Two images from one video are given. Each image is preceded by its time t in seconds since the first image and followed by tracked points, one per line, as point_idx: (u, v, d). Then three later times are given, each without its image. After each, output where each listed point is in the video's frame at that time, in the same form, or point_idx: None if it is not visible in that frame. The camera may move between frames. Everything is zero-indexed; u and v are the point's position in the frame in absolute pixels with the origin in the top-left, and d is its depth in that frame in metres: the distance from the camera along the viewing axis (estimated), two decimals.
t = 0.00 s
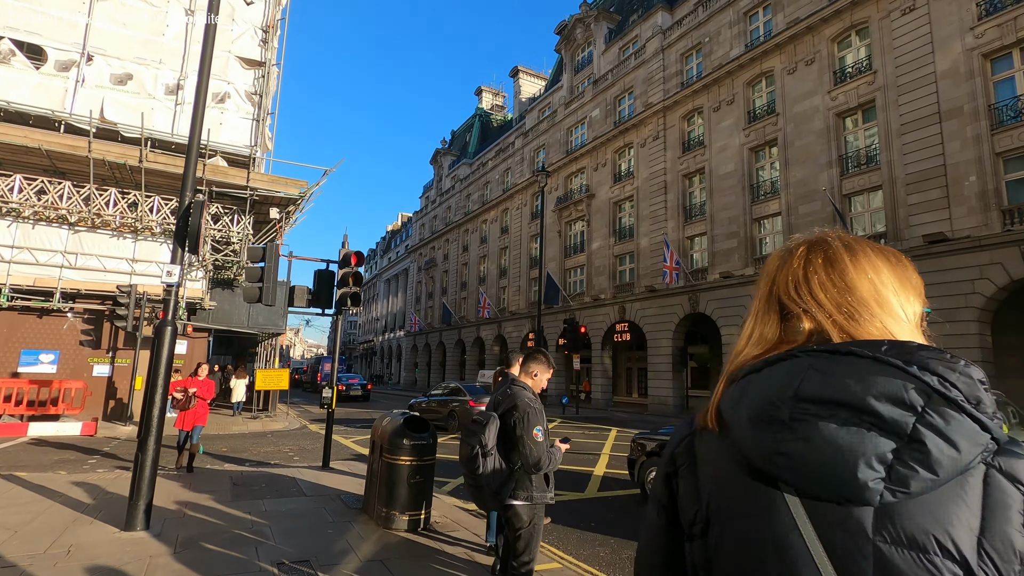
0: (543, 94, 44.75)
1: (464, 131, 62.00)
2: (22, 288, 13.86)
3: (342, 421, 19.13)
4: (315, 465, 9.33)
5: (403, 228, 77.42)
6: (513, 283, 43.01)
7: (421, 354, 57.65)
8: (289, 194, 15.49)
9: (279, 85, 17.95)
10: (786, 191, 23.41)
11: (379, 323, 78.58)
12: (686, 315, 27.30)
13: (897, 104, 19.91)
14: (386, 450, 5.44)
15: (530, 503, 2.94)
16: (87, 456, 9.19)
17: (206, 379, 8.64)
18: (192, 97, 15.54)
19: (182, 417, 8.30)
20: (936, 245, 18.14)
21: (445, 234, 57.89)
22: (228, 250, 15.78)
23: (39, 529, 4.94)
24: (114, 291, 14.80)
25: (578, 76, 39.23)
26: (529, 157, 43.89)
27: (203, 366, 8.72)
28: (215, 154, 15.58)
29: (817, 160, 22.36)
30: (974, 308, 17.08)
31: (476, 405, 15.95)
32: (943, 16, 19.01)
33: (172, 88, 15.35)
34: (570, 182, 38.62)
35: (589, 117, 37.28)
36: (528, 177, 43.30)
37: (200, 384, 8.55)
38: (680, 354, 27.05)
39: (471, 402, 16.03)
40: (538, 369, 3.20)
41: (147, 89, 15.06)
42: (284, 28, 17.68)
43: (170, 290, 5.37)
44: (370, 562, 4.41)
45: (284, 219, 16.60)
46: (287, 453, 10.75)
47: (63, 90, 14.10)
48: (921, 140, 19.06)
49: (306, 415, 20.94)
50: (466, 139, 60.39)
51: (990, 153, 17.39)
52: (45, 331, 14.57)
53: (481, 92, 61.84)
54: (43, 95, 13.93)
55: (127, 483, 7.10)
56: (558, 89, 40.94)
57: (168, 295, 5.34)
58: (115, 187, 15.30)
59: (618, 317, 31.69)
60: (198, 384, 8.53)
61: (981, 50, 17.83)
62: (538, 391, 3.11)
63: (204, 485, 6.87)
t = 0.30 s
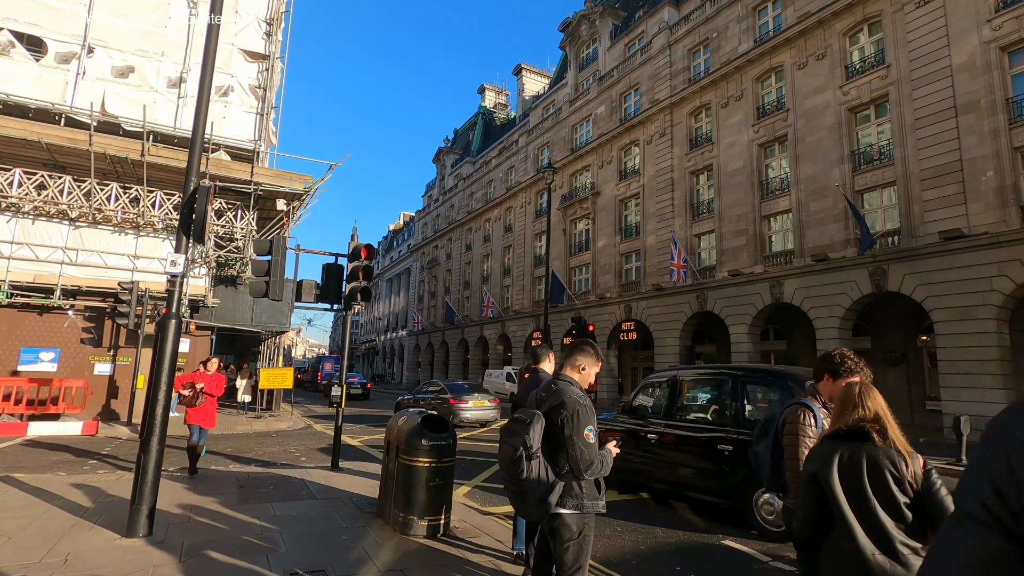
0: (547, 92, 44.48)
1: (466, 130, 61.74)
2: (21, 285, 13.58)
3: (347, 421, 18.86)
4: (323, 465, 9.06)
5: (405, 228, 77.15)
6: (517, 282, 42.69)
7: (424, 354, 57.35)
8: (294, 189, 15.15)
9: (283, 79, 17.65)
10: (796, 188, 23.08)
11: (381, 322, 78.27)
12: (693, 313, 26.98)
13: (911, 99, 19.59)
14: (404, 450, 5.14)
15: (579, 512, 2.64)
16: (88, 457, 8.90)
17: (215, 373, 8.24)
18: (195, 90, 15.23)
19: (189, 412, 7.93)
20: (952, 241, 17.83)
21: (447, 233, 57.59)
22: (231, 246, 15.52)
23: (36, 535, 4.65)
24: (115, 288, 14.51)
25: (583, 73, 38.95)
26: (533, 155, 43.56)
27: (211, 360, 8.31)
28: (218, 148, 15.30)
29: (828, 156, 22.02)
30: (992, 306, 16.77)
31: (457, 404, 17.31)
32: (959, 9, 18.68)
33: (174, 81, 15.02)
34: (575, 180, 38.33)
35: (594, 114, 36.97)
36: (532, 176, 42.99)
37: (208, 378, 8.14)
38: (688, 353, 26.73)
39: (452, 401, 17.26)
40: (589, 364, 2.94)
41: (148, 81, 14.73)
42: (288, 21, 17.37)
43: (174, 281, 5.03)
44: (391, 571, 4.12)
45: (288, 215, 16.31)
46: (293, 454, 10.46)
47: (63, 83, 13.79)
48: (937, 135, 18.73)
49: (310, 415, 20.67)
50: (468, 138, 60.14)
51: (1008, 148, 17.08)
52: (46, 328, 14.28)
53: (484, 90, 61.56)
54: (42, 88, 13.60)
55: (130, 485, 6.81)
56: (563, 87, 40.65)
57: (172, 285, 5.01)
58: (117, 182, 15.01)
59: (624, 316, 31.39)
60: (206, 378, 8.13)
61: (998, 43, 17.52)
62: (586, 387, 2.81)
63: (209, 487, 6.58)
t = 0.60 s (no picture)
0: (552, 90, 44.16)
1: (470, 128, 61.49)
2: (22, 284, 13.32)
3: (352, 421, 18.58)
4: (332, 469, 8.77)
5: (408, 228, 76.92)
6: (522, 282, 42.38)
7: (427, 354, 57.07)
8: (299, 186, 14.88)
9: (287, 75, 17.37)
10: (808, 185, 22.73)
11: (384, 322, 78.05)
12: (702, 313, 26.63)
13: (927, 94, 19.23)
14: (422, 458, 4.83)
15: (641, 536, 2.33)
16: (89, 462, 8.61)
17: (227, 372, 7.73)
18: (198, 86, 14.94)
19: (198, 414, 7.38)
20: (970, 238, 17.46)
21: (451, 233, 57.31)
22: (235, 245, 15.26)
23: (31, 550, 4.35)
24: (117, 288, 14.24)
25: (588, 71, 38.64)
26: (537, 153, 43.21)
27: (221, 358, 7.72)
28: (222, 145, 15.02)
29: (840, 153, 21.66)
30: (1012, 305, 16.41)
31: (440, 402, 17.88)
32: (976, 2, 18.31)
33: (177, 77, 14.74)
34: (580, 178, 38.03)
35: (600, 112, 36.65)
36: (536, 175, 42.69)
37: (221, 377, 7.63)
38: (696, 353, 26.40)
39: (436, 399, 17.80)
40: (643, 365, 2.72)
41: (151, 77, 14.44)
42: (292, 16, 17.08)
43: (179, 276, 4.68)
44: None
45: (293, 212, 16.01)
46: (300, 457, 10.16)
47: (64, 78, 13.52)
48: (954, 130, 18.36)
49: (314, 416, 20.42)
50: (472, 137, 59.86)
51: None
52: (47, 329, 14.01)
53: (488, 89, 61.29)
54: (43, 83, 13.33)
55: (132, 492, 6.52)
56: (568, 84, 40.35)
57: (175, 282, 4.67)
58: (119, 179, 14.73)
59: (631, 315, 31.07)
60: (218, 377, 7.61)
61: (1017, 36, 17.17)
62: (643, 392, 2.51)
63: (215, 495, 6.28)
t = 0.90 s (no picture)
0: (556, 87, 43.81)
1: (474, 126, 61.16)
2: (23, 279, 13.06)
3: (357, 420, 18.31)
4: (339, 469, 8.48)
5: (411, 226, 76.65)
6: (526, 279, 42.09)
7: (431, 353, 56.83)
8: (304, 180, 14.60)
9: (292, 68, 17.07)
10: (819, 180, 22.36)
11: (386, 321, 77.86)
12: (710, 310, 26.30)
13: (942, 86, 18.88)
14: (442, 458, 4.53)
15: (720, 551, 2.05)
16: (90, 462, 8.32)
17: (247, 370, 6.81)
18: (201, 78, 14.63)
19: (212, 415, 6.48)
20: (988, 233, 17.10)
21: (454, 230, 57.03)
22: (239, 240, 14.99)
23: (24, 556, 4.04)
24: (119, 284, 13.96)
25: (594, 67, 38.28)
26: (542, 150, 42.84)
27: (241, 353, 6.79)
28: (226, 138, 14.72)
29: (853, 147, 21.29)
30: None
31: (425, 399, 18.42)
32: None
33: (179, 68, 14.43)
34: (586, 175, 37.70)
35: (606, 108, 36.29)
36: (541, 172, 42.37)
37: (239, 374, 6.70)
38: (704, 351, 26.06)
39: (421, 395, 18.32)
40: (716, 355, 2.43)
41: (153, 68, 14.15)
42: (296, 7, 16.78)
43: (183, 263, 4.35)
44: None
45: (297, 206, 15.71)
46: (307, 456, 9.87)
47: (65, 69, 13.22)
48: (971, 123, 18.00)
49: (318, 414, 20.18)
50: (475, 134, 59.60)
51: None
52: (49, 325, 13.75)
53: (491, 86, 60.97)
54: (43, 74, 13.03)
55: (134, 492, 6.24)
56: (573, 80, 40.02)
57: (179, 268, 4.34)
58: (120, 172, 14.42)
59: (637, 313, 30.76)
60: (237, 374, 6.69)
61: None
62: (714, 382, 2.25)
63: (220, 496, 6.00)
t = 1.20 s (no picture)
0: (560, 86, 43.54)
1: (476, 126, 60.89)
2: (22, 279, 12.77)
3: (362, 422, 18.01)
4: (349, 474, 8.18)
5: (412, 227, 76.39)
6: (530, 280, 41.80)
7: (433, 354, 56.55)
8: (309, 177, 14.31)
9: (295, 64, 16.78)
10: (830, 178, 22.05)
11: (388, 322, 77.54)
12: (718, 311, 25.98)
13: (957, 83, 18.58)
14: (466, 468, 4.22)
15: None
16: (90, 469, 8.01)
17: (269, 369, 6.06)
18: (204, 73, 14.34)
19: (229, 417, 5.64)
20: (1005, 232, 16.78)
21: (457, 231, 56.75)
22: (242, 239, 14.71)
23: None
24: (120, 284, 13.67)
25: (598, 66, 38.00)
26: (545, 150, 42.53)
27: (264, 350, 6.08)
28: (229, 135, 14.43)
29: (864, 145, 20.97)
30: None
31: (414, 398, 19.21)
32: None
33: (181, 64, 14.13)
34: (590, 174, 37.41)
35: (610, 107, 35.99)
36: (544, 171, 42.09)
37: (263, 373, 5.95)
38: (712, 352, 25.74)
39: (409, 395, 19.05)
40: (818, 360, 2.33)
41: (155, 64, 13.83)
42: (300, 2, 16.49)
43: (188, 259, 4.04)
44: None
45: (301, 204, 15.40)
46: (314, 461, 9.57)
47: (65, 65, 12.93)
48: (986, 120, 17.70)
49: (322, 416, 19.92)
50: (477, 134, 59.33)
51: None
52: (48, 326, 13.44)
53: (493, 86, 60.73)
54: (43, 69, 12.73)
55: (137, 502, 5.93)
56: (577, 79, 39.74)
57: (185, 265, 4.04)
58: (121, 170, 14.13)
59: (643, 313, 30.46)
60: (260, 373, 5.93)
61: None
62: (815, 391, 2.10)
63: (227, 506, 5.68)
